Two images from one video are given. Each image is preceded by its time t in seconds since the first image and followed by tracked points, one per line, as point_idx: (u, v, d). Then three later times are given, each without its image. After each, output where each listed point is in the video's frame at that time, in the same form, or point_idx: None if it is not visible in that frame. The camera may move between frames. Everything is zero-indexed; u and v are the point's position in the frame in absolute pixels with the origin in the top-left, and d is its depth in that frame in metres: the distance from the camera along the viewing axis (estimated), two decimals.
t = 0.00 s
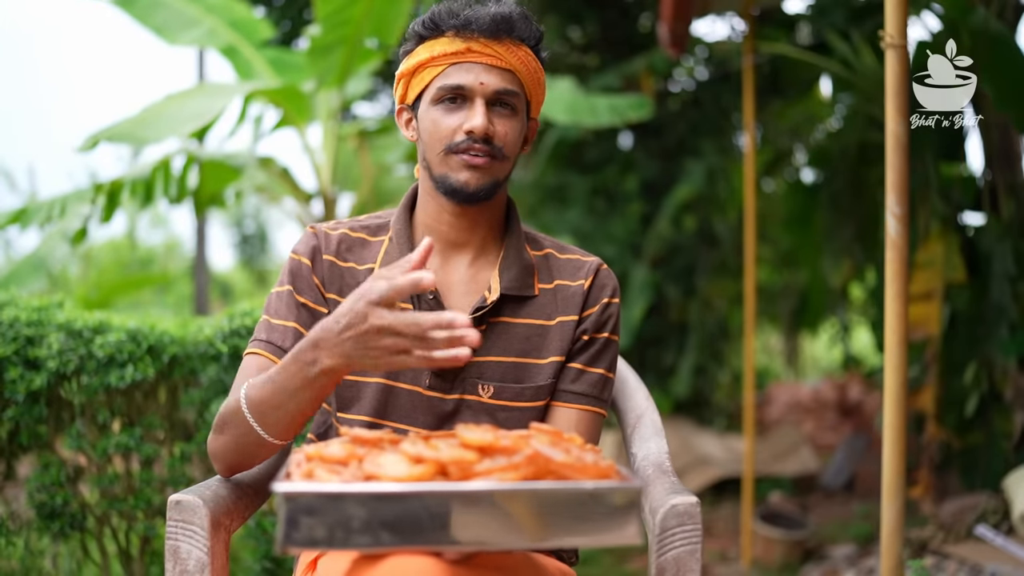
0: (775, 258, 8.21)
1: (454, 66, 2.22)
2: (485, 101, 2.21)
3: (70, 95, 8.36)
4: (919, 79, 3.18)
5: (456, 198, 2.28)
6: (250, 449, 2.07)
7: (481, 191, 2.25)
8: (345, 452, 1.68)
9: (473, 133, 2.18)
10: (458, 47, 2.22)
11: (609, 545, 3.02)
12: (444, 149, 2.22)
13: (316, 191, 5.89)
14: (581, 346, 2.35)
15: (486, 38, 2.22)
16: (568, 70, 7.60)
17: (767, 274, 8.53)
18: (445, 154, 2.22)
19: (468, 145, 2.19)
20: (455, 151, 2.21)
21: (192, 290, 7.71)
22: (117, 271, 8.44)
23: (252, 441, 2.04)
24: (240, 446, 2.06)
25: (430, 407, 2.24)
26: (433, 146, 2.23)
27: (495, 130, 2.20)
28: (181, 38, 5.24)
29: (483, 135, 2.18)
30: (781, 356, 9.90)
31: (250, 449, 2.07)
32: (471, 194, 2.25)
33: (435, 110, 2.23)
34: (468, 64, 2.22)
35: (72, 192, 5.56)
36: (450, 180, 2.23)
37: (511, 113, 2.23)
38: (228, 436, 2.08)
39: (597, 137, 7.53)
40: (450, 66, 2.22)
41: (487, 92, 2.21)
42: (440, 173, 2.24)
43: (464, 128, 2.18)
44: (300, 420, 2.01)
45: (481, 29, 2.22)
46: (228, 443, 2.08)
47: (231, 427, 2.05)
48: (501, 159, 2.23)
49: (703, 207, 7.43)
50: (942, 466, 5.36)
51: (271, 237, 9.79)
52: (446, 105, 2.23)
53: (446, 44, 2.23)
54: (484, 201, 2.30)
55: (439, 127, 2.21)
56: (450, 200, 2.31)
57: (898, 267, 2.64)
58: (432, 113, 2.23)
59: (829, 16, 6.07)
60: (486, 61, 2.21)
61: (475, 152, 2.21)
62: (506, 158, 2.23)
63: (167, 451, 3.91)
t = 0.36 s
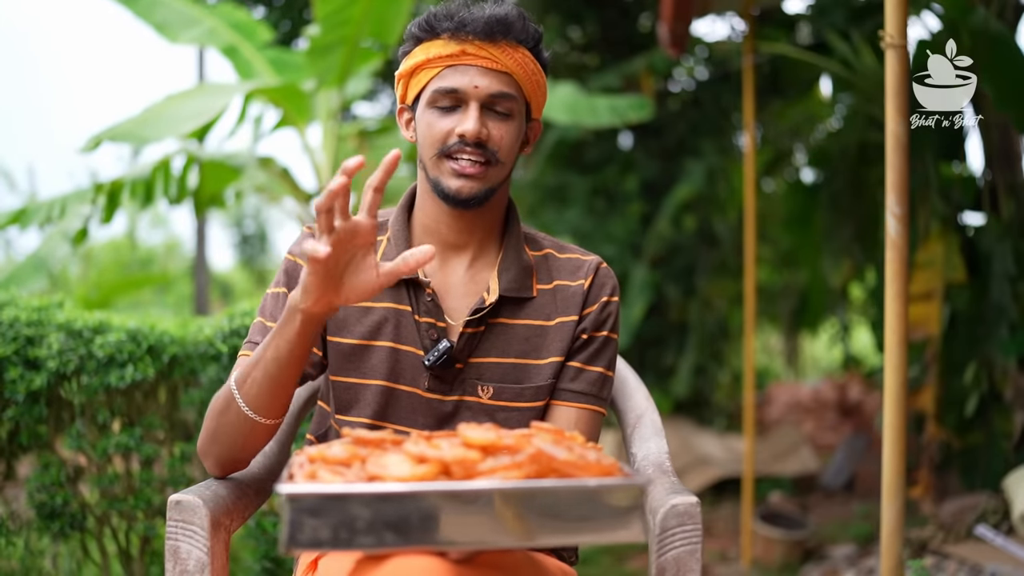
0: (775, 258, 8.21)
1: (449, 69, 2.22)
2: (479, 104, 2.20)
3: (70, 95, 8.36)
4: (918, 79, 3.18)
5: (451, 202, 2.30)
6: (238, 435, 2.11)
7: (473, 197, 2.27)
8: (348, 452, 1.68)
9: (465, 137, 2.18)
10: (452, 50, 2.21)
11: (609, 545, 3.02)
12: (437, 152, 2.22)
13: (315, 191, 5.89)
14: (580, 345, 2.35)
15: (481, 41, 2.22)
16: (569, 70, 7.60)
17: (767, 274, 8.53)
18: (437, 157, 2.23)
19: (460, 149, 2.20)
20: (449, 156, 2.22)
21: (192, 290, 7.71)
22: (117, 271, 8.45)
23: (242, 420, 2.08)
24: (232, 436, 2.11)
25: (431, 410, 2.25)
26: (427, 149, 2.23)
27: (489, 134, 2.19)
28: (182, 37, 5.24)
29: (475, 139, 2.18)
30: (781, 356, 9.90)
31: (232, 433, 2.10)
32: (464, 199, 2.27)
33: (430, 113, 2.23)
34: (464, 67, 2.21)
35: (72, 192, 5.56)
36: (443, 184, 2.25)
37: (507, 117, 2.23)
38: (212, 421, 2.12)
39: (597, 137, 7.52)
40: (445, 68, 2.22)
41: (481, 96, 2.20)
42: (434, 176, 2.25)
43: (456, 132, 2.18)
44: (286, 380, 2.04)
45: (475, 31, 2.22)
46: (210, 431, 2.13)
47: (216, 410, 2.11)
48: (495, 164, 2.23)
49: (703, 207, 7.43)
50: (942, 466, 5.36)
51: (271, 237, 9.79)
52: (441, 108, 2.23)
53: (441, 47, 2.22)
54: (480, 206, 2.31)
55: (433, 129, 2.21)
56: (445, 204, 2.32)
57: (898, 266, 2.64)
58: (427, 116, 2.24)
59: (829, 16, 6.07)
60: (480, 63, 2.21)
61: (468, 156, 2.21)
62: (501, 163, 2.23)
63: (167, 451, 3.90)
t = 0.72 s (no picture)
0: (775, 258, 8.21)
1: (446, 74, 2.22)
2: (476, 111, 2.20)
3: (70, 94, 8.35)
4: (918, 79, 3.18)
5: (451, 207, 2.31)
6: (230, 426, 2.11)
7: (473, 203, 2.28)
8: (347, 451, 1.68)
9: (461, 144, 2.19)
10: (449, 55, 2.20)
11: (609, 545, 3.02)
12: (435, 159, 2.23)
13: (316, 191, 5.89)
14: (582, 346, 2.34)
15: (476, 46, 2.20)
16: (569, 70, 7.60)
17: (767, 274, 8.53)
18: (436, 164, 2.23)
19: (457, 156, 2.21)
20: (447, 162, 2.22)
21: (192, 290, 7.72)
22: (117, 271, 8.44)
23: (229, 409, 2.09)
24: (224, 429, 2.11)
25: (431, 409, 2.24)
26: (426, 155, 2.24)
27: (485, 141, 2.20)
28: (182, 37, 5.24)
29: (471, 146, 2.19)
30: (781, 356, 9.90)
31: (224, 425, 2.11)
32: (463, 205, 2.28)
33: (429, 117, 2.23)
34: (461, 73, 2.21)
35: (72, 192, 5.56)
36: (442, 190, 2.26)
37: (504, 122, 2.22)
38: (204, 420, 2.14)
39: (597, 137, 7.52)
40: (442, 73, 2.22)
41: (478, 102, 2.20)
42: (433, 182, 2.27)
43: (452, 139, 2.19)
44: (265, 356, 2.06)
45: (470, 37, 2.20)
46: (205, 427, 2.14)
47: (206, 407, 2.13)
48: (492, 169, 2.24)
49: (703, 206, 7.42)
50: (942, 466, 5.36)
51: (271, 237, 9.79)
52: (439, 113, 2.23)
53: (438, 53, 2.22)
54: (480, 210, 2.32)
55: (431, 135, 2.22)
56: (445, 209, 2.33)
57: (898, 266, 2.64)
58: (426, 121, 2.24)
59: (829, 16, 6.07)
60: (477, 69, 2.20)
61: (465, 162, 2.22)
62: (499, 168, 2.24)
63: (167, 451, 3.90)
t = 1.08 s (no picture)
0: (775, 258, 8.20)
1: (444, 74, 2.22)
2: (472, 112, 2.20)
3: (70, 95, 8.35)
4: (918, 79, 3.18)
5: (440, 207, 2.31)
6: (235, 432, 2.11)
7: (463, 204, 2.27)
8: (350, 451, 1.68)
9: (455, 146, 2.18)
10: (447, 56, 2.20)
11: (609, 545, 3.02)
12: (429, 158, 2.22)
13: (316, 191, 5.88)
14: (581, 347, 2.34)
15: (476, 48, 2.20)
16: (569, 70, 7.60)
17: (767, 274, 8.52)
18: (430, 162, 2.23)
19: (450, 157, 2.20)
20: (439, 161, 2.22)
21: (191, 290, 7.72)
22: (116, 271, 8.44)
23: (236, 414, 2.09)
24: (229, 433, 2.11)
25: (431, 410, 2.24)
26: (420, 154, 2.24)
27: (479, 144, 2.19)
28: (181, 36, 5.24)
29: (465, 149, 2.19)
30: (782, 356, 9.90)
31: (229, 430, 2.11)
32: (453, 206, 2.28)
33: (425, 116, 2.23)
34: (459, 73, 2.20)
35: (72, 192, 5.55)
36: (432, 190, 2.26)
37: (500, 125, 2.22)
38: (211, 422, 2.13)
39: (597, 137, 7.52)
40: (441, 73, 2.22)
41: (474, 104, 2.20)
42: (426, 180, 2.27)
43: (448, 139, 2.18)
44: (276, 367, 2.05)
45: (470, 38, 2.20)
46: (210, 429, 2.14)
47: (213, 409, 2.12)
48: (484, 172, 2.24)
49: (703, 206, 7.42)
50: (942, 466, 5.35)
51: (271, 238, 9.79)
52: (435, 113, 2.22)
53: (437, 52, 2.22)
54: (472, 211, 2.31)
55: (427, 134, 2.21)
56: (437, 208, 2.32)
57: (898, 267, 2.63)
58: (422, 120, 2.23)
59: (829, 16, 6.07)
60: (475, 70, 2.20)
61: (457, 164, 2.22)
62: (490, 171, 2.24)
63: (167, 451, 3.90)
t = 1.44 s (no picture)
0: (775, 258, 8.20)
1: (454, 74, 2.22)
2: (484, 111, 2.20)
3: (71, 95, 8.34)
4: (918, 79, 3.18)
5: (455, 209, 2.30)
6: (237, 435, 2.11)
7: (479, 204, 2.27)
8: (350, 450, 1.68)
9: (470, 146, 2.18)
10: (457, 56, 2.20)
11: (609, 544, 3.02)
12: (443, 161, 2.22)
13: (316, 190, 5.88)
14: (582, 347, 2.34)
15: (486, 47, 2.20)
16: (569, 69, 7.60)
17: (767, 274, 8.52)
18: (443, 165, 2.23)
19: (466, 158, 2.20)
20: (454, 165, 2.22)
21: (192, 290, 7.72)
22: (116, 271, 8.44)
23: (238, 420, 2.09)
24: (231, 436, 2.11)
25: (431, 411, 2.24)
26: (432, 157, 2.23)
27: (494, 143, 2.19)
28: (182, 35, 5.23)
29: (481, 148, 2.18)
30: (782, 356, 9.90)
31: (230, 433, 2.11)
32: (468, 207, 2.27)
33: (435, 118, 2.22)
34: (469, 73, 2.21)
35: (72, 192, 5.55)
36: (447, 192, 2.25)
37: (512, 123, 2.22)
38: (212, 424, 2.13)
39: (597, 137, 7.52)
40: (449, 74, 2.22)
41: (487, 103, 2.20)
42: (439, 183, 2.26)
43: (462, 141, 2.18)
44: (279, 377, 2.05)
45: (481, 37, 2.20)
46: (211, 430, 2.13)
47: (215, 412, 2.12)
48: (499, 172, 2.24)
49: (703, 206, 7.42)
50: (942, 466, 5.35)
51: (271, 238, 9.79)
52: (446, 114, 2.22)
53: (445, 52, 2.22)
54: (484, 211, 2.32)
55: (439, 137, 2.21)
56: (449, 210, 2.32)
57: (898, 267, 2.63)
58: (431, 122, 2.23)
59: (829, 16, 6.05)
60: (486, 69, 2.20)
61: (472, 164, 2.21)
62: (505, 170, 2.24)
63: (167, 451, 3.89)
